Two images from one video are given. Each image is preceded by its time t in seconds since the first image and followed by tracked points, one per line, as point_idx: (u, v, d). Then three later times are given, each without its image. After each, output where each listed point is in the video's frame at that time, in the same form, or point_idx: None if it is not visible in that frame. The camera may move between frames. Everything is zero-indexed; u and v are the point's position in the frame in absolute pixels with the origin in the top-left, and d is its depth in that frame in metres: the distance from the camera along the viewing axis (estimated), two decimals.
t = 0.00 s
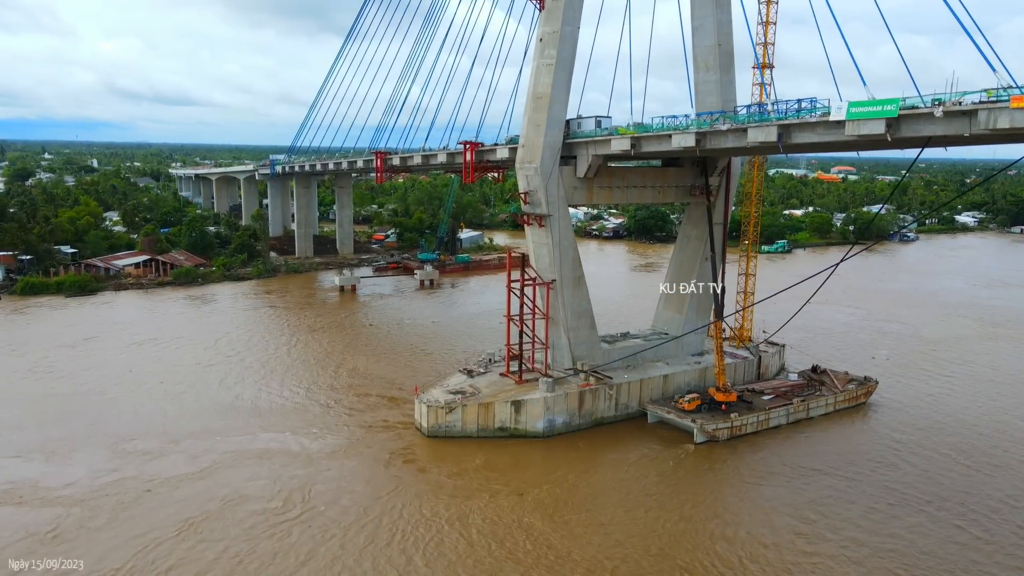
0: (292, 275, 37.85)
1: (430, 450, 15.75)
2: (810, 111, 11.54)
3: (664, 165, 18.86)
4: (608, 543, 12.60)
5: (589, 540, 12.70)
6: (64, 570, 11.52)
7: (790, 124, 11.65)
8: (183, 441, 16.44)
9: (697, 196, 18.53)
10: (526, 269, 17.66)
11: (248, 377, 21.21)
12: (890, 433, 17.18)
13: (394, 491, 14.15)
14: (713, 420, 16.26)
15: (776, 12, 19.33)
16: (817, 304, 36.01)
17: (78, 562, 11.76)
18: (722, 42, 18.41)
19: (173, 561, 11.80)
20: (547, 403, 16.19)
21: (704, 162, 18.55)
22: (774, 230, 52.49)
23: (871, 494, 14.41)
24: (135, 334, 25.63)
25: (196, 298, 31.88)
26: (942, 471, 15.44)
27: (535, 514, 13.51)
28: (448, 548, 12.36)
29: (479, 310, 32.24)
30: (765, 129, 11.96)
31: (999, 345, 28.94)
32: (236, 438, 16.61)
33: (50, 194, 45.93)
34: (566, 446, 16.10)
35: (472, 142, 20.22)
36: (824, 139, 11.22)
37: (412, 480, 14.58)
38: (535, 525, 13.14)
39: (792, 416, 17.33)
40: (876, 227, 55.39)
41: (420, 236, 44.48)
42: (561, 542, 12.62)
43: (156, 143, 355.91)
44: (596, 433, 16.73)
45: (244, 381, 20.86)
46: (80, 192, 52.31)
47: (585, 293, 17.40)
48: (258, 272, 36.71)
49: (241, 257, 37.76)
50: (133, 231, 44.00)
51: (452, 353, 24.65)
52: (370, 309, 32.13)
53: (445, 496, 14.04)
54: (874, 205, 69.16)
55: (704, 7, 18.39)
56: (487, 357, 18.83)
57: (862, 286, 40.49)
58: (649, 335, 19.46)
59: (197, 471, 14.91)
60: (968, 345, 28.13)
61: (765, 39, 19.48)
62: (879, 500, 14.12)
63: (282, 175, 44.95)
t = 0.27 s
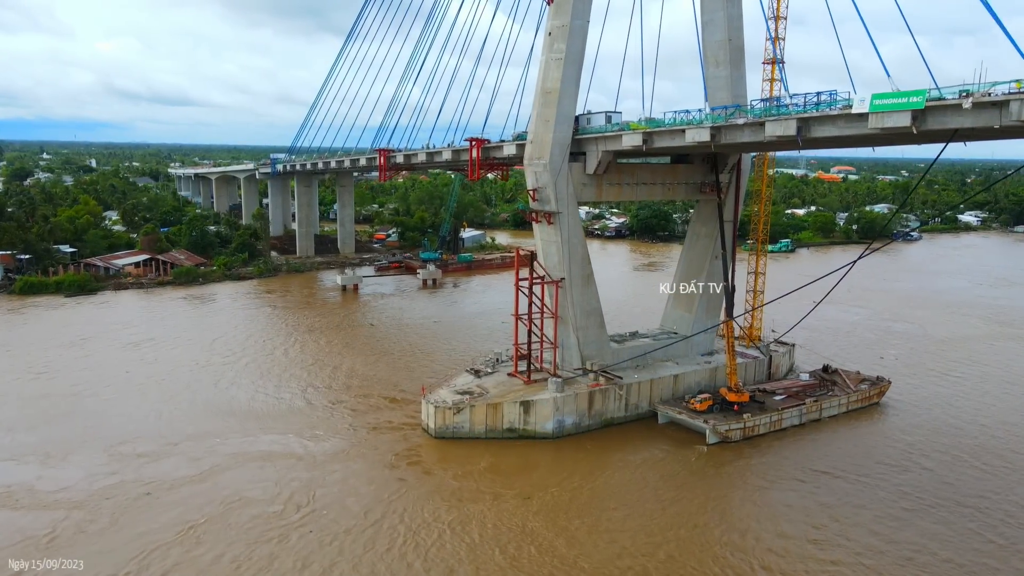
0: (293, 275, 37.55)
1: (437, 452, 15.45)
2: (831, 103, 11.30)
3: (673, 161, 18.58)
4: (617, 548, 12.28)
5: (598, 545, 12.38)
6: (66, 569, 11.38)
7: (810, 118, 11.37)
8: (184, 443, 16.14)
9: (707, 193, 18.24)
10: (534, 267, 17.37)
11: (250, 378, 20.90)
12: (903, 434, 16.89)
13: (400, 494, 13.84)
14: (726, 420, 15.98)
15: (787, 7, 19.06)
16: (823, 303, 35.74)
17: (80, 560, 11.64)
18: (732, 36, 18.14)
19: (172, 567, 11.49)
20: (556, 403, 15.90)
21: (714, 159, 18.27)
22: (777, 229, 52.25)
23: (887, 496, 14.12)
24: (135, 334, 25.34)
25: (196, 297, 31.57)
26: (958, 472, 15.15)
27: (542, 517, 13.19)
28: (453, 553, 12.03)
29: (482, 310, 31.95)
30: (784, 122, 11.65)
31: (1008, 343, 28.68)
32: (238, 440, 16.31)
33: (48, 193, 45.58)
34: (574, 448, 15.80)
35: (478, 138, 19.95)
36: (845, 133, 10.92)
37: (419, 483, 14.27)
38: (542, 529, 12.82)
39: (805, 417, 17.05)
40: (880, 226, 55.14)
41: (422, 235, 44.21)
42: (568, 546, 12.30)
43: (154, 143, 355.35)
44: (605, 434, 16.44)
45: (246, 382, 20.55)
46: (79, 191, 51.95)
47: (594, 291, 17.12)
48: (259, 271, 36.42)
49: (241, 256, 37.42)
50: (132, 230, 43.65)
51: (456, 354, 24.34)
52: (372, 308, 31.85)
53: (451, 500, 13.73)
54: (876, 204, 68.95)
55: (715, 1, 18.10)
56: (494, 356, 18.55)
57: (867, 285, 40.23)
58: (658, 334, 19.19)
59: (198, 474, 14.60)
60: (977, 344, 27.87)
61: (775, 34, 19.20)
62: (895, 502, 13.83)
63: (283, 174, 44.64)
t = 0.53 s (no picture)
0: (293, 274, 37.24)
1: (442, 453, 15.16)
2: (849, 97, 10.96)
3: (682, 158, 18.32)
4: (623, 553, 11.93)
5: (604, 550, 12.02)
6: (66, 570, 11.20)
7: (828, 112, 11.10)
8: (183, 444, 15.83)
9: (716, 190, 17.97)
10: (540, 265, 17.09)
11: (251, 378, 20.60)
12: (916, 433, 16.60)
13: (404, 497, 13.52)
14: (737, 420, 15.70)
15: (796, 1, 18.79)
16: (827, 302, 35.51)
17: (82, 559, 11.47)
18: (741, 31, 17.89)
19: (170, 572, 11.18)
20: (565, 403, 15.63)
21: (723, 155, 18.01)
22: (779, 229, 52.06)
23: (901, 495, 13.83)
24: (134, 335, 25.03)
25: (195, 297, 31.25)
26: (972, 471, 14.85)
27: (547, 522, 12.83)
28: (455, 559, 11.67)
29: (484, 309, 31.68)
30: (801, 115, 11.37)
31: (1016, 342, 28.46)
32: (238, 442, 15.99)
33: (45, 193, 45.21)
34: (581, 450, 15.46)
35: (483, 135, 19.67)
36: (865, 126, 10.63)
37: (423, 486, 13.96)
38: (547, 534, 12.46)
39: (816, 417, 16.78)
40: (882, 225, 54.97)
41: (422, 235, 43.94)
42: (574, 552, 11.93)
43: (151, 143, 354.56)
44: (614, 434, 16.16)
45: (247, 382, 20.25)
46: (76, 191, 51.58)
47: (602, 290, 16.84)
48: (259, 271, 36.10)
49: (241, 256, 37.07)
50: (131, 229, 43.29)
51: (460, 354, 24.03)
52: (374, 307, 31.62)
53: (456, 504, 13.40)
54: (877, 203, 68.84)
55: None
56: (500, 356, 18.27)
57: (871, 284, 40.02)
58: (666, 333, 18.92)
59: (197, 477, 14.29)
60: (985, 343, 27.65)
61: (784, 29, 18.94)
62: (910, 503, 13.54)
63: (282, 173, 44.34)
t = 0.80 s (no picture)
0: (291, 273, 36.90)
1: (446, 454, 14.87)
2: (865, 89, 10.71)
3: (688, 154, 18.07)
4: (628, 559, 11.58)
5: (608, 555, 11.68)
6: (65, 570, 11.03)
7: (844, 105, 10.85)
8: (180, 446, 15.50)
9: (723, 187, 17.72)
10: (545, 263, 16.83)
11: (250, 379, 20.27)
12: (925, 433, 16.37)
13: (407, 500, 13.22)
14: (746, 420, 15.44)
15: None
16: (829, 301, 35.32)
17: (81, 560, 11.30)
18: (748, 25, 17.65)
19: None
20: (571, 403, 15.36)
21: (730, 152, 17.76)
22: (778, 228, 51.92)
23: (914, 496, 13.59)
24: (131, 335, 24.65)
25: (192, 296, 30.88)
26: (985, 471, 14.63)
27: (550, 526, 12.48)
28: (455, 566, 11.32)
29: (485, 309, 31.40)
30: (816, 109, 11.11)
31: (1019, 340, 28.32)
32: (237, 444, 15.66)
33: (39, 191, 44.72)
34: (585, 452, 15.13)
35: (486, 131, 19.37)
36: (882, 119, 10.38)
37: (427, 488, 13.66)
38: (548, 539, 12.10)
39: (825, 417, 16.53)
40: (881, 225, 54.88)
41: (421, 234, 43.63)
42: (577, 558, 11.59)
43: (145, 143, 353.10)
44: (621, 435, 15.89)
45: (245, 383, 19.91)
46: (71, 190, 51.07)
47: (608, 288, 16.57)
48: (257, 270, 35.74)
49: (238, 255, 36.70)
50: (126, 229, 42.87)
51: (462, 353, 23.72)
52: (373, 307, 31.29)
53: (458, 507, 13.07)
54: (875, 203, 68.81)
55: None
56: (504, 355, 17.99)
57: (872, 283, 39.87)
58: (672, 332, 18.69)
59: (194, 480, 13.97)
60: (989, 341, 27.48)
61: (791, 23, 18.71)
62: (923, 504, 13.30)
63: (279, 171, 43.97)
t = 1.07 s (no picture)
0: (287, 273, 36.52)
1: (449, 456, 14.57)
2: (882, 81, 10.47)
3: (692, 151, 17.87)
4: (632, 564, 11.23)
5: (611, 560, 11.33)
6: (65, 570, 10.86)
7: (860, 97, 10.61)
8: (175, 449, 15.12)
9: (728, 183, 17.55)
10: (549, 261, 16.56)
11: (247, 379, 19.91)
12: (934, 433, 16.15)
13: (409, 503, 12.91)
14: (754, 420, 15.19)
15: None
16: (829, 299, 35.17)
17: (80, 560, 11.14)
18: (754, 19, 17.42)
19: None
20: (577, 403, 15.09)
21: (735, 148, 17.58)
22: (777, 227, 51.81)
23: (926, 497, 13.35)
24: (125, 336, 24.27)
25: (187, 296, 30.49)
26: (996, 470, 14.41)
27: (551, 530, 12.13)
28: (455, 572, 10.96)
29: (484, 308, 31.12)
30: (832, 101, 10.88)
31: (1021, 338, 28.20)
32: (232, 446, 15.28)
33: (31, 190, 44.20)
34: (589, 455, 14.76)
35: (487, 127, 19.07)
36: (901, 111, 10.15)
37: (429, 491, 13.35)
38: (550, 543, 11.74)
39: (833, 417, 16.30)
40: (879, 224, 54.84)
41: (418, 233, 43.31)
42: (579, 562, 11.23)
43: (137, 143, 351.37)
44: (626, 435, 15.63)
45: (242, 384, 19.56)
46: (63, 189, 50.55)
47: (613, 286, 16.31)
48: (252, 269, 35.36)
49: (233, 254, 36.30)
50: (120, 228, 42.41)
51: (462, 353, 23.40)
52: (371, 307, 30.96)
53: (459, 511, 12.73)
54: (872, 202, 68.84)
55: None
56: (507, 354, 17.72)
57: (871, 281, 39.77)
58: (677, 331, 18.45)
59: (190, 483, 13.61)
60: (992, 338, 27.34)
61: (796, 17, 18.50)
62: (935, 504, 13.07)
63: (275, 170, 43.57)
